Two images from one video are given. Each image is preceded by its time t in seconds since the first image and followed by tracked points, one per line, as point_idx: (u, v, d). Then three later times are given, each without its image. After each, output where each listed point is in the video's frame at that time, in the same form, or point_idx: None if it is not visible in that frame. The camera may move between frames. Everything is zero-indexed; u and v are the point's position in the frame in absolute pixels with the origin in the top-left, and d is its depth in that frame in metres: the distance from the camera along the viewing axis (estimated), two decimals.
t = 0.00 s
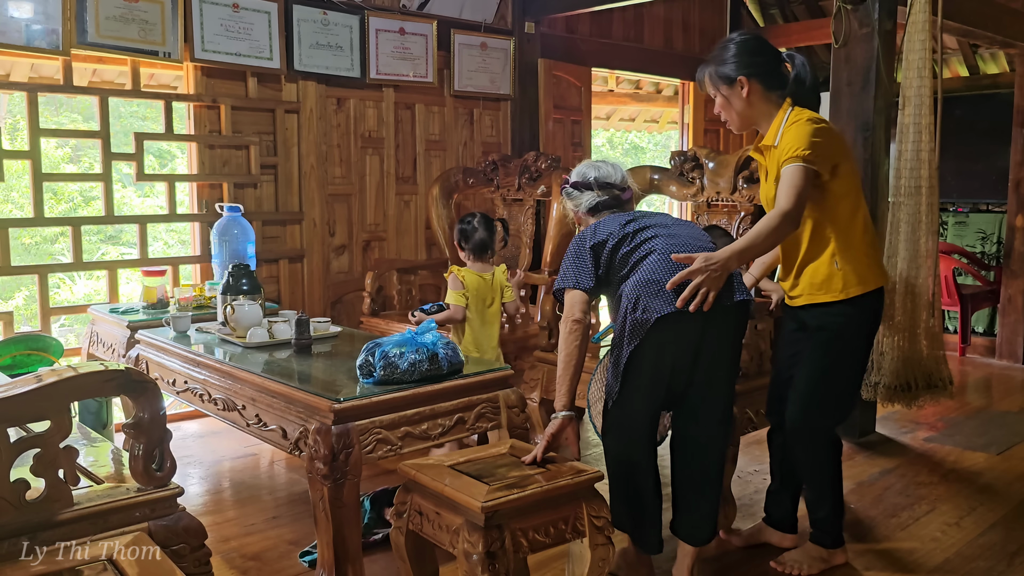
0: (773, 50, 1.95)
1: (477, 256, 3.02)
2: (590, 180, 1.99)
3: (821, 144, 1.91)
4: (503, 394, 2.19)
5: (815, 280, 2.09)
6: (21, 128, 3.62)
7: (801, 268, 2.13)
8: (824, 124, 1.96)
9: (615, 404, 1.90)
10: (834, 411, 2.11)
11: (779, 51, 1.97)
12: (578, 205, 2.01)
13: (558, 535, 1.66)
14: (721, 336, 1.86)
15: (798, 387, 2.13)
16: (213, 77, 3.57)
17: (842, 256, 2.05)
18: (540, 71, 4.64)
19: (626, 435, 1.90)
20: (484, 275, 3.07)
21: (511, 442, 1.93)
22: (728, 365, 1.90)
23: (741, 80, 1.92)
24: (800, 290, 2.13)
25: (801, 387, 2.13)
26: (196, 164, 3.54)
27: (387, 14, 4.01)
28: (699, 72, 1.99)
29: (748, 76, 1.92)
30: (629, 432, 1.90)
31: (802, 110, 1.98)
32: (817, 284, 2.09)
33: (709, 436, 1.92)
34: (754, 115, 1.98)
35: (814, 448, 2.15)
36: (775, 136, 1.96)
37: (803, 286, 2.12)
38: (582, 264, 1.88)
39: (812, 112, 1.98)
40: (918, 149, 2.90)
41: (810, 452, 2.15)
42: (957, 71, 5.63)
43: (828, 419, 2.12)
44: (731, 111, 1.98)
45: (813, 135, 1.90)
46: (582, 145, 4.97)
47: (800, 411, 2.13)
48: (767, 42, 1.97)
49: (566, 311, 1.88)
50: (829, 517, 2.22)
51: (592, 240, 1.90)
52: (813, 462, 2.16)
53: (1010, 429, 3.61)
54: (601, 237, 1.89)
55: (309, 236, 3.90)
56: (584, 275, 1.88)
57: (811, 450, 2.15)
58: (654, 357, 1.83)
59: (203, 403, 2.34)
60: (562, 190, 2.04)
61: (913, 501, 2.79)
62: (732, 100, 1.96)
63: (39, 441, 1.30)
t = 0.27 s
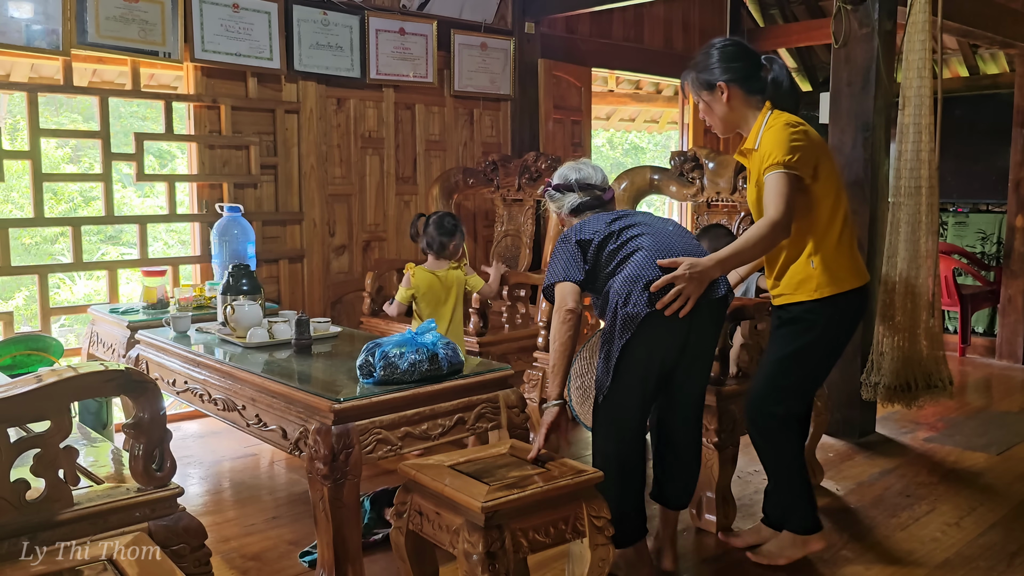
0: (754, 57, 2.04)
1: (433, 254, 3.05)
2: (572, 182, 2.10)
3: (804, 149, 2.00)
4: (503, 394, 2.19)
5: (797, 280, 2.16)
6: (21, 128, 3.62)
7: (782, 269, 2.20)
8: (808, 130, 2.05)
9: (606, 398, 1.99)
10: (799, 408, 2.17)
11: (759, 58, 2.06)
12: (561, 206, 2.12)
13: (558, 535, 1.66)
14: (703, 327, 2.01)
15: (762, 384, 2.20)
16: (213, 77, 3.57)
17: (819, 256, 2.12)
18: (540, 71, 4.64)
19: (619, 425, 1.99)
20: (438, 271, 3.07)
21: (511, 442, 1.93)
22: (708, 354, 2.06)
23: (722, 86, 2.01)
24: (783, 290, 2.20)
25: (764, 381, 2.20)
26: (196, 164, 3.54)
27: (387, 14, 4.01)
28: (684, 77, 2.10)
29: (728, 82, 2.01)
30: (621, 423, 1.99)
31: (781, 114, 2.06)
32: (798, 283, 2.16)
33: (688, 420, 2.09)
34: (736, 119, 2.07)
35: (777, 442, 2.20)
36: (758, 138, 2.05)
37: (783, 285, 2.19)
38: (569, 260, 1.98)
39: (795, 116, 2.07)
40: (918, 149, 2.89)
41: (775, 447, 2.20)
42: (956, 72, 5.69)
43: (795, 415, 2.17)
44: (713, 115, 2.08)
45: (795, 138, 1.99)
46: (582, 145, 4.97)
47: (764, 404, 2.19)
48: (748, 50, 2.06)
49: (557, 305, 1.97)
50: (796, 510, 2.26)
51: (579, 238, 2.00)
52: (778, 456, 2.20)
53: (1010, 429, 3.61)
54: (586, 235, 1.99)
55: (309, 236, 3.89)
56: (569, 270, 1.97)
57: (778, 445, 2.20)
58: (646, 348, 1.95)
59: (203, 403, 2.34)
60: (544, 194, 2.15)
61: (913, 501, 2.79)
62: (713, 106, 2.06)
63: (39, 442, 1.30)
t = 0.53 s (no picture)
0: (741, 56, 2.08)
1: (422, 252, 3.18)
2: (567, 182, 2.17)
3: (788, 148, 2.02)
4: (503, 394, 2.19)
5: (784, 280, 2.17)
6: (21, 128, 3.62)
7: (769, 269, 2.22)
8: (792, 128, 2.07)
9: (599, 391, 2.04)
10: (794, 408, 2.19)
11: (747, 56, 2.10)
12: (555, 205, 2.20)
13: (558, 535, 1.66)
14: (698, 325, 2.04)
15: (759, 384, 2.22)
16: (213, 77, 3.57)
17: (804, 255, 2.14)
18: (540, 71, 4.64)
19: (611, 420, 2.03)
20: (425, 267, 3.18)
21: (511, 442, 1.93)
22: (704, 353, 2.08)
23: (708, 86, 2.06)
24: (771, 290, 2.22)
25: (759, 380, 2.22)
26: (196, 164, 3.54)
27: (387, 14, 4.01)
28: (674, 77, 2.15)
29: (714, 81, 2.05)
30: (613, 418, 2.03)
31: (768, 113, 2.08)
32: (785, 283, 2.17)
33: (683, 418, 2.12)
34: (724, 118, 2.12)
35: (772, 441, 2.21)
36: (742, 137, 2.08)
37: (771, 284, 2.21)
38: (567, 254, 2.04)
39: (781, 114, 2.09)
40: (918, 149, 2.89)
41: (768, 445, 2.22)
42: (956, 72, 5.70)
43: (790, 414, 2.19)
44: (701, 115, 2.13)
45: (779, 137, 2.02)
46: (582, 145, 4.96)
47: (760, 404, 2.22)
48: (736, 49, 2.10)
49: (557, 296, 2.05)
50: (779, 514, 2.25)
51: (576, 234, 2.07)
52: (773, 455, 2.22)
53: (1010, 429, 3.61)
54: (583, 231, 2.06)
55: (309, 236, 3.89)
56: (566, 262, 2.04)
57: (770, 443, 2.22)
58: (640, 345, 1.99)
59: (203, 403, 2.34)
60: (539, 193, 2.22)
61: (913, 501, 2.79)
62: (700, 105, 2.10)
63: (39, 441, 1.30)
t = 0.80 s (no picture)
0: (731, 54, 2.09)
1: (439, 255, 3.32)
2: (569, 182, 2.20)
3: (775, 146, 2.01)
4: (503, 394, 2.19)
5: (773, 278, 2.17)
6: (21, 128, 3.63)
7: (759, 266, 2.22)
8: (779, 124, 2.06)
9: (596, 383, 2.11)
10: (789, 410, 2.19)
11: (738, 54, 2.11)
12: (557, 202, 2.23)
13: (559, 535, 1.66)
14: (691, 321, 2.12)
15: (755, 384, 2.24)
16: (213, 77, 3.57)
17: (794, 254, 2.13)
18: (540, 71, 4.64)
19: (608, 412, 2.11)
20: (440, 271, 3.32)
21: (511, 442, 1.93)
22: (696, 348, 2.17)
23: (699, 85, 2.09)
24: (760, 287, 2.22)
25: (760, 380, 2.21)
26: (196, 164, 3.54)
27: (387, 14, 4.01)
28: (667, 78, 2.17)
29: (704, 79, 2.07)
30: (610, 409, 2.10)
31: (756, 110, 2.08)
32: (773, 281, 2.17)
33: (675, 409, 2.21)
34: (716, 117, 2.14)
35: (768, 442, 2.23)
36: (728, 136, 2.08)
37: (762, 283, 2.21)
38: (568, 252, 2.10)
39: (768, 111, 2.09)
40: (918, 149, 2.89)
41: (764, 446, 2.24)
42: (956, 72, 5.70)
43: (784, 416, 2.20)
44: (694, 114, 2.15)
45: (764, 136, 2.01)
46: (582, 145, 4.96)
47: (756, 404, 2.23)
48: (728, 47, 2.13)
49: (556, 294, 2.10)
50: (778, 515, 2.26)
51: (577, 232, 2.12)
52: (770, 456, 2.24)
53: (1010, 429, 3.61)
54: (585, 230, 2.12)
55: (309, 236, 3.89)
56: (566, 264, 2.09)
57: (771, 443, 2.23)
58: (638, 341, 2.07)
59: (203, 404, 2.34)
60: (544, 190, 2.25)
61: (913, 501, 2.79)
62: (693, 104, 2.13)
63: (39, 441, 1.30)
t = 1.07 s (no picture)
0: (725, 58, 2.14)
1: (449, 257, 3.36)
2: (568, 186, 2.30)
3: (767, 147, 2.04)
4: (502, 394, 2.19)
5: (769, 278, 2.17)
6: (21, 128, 3.63)
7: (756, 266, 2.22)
8: (771, 125, 2.10)
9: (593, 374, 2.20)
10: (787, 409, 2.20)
11: (731, 58, 2.15)
12: (557, 205, 2.32)
13: (559, 535, 1.66)
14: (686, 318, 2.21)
15: (753, 385, 2.23)
16: (213, 77, 3.57)
17: (790, 253, 2.13)
18: (540, 72, 4.64)
19: (603, 403, 2.21)
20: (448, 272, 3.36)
21: (511, 442, 1.93)
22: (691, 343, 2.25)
23: (693, 89, 2.14)
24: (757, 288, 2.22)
25: (760, 379, 2.21)
26: (196, 164, 3.54)
27: (387, 14, 4.01)
28: (664, 82, 2.22)
29: (699, 83, 2.12)
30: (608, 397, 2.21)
31: (750, 112, 2.13)
32: (769, 281, 2.17)
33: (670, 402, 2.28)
34: (711, 121, 2.18)
35: (766, 441, 2.23)
36: (722, 137, 2.12)
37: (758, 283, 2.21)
38: (567, 251, 2.19)
39: (760, 113, 2.14)
40: (918, 149, 2.88)
41: (763, 446, 2.24)
42: (956, 72, 5.70)
43: (783, 415, 2.21)
44: (690, 118, 2.20)
45: (756, 137, 2.05)
46: (582, 145, 4.96)
47: (754, 403, 2.23)
48: (721, 51, 2.17)
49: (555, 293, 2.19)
50: (778, 514, 2.26)
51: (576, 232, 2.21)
52: (769, 455, 2.24)
53: (1010, 430, 3.61)
54: (584, 230, 2.20)
55: (309, 236, 3.89)
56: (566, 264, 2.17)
57: (770, 442, 2.23)
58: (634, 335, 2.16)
59: (203, 404, 2.34)
60: (543, 194, 2.35)
61: (913, 502, 2.79)
62: (688, 107, 2.18)
63: (39, 441, 1.30)
